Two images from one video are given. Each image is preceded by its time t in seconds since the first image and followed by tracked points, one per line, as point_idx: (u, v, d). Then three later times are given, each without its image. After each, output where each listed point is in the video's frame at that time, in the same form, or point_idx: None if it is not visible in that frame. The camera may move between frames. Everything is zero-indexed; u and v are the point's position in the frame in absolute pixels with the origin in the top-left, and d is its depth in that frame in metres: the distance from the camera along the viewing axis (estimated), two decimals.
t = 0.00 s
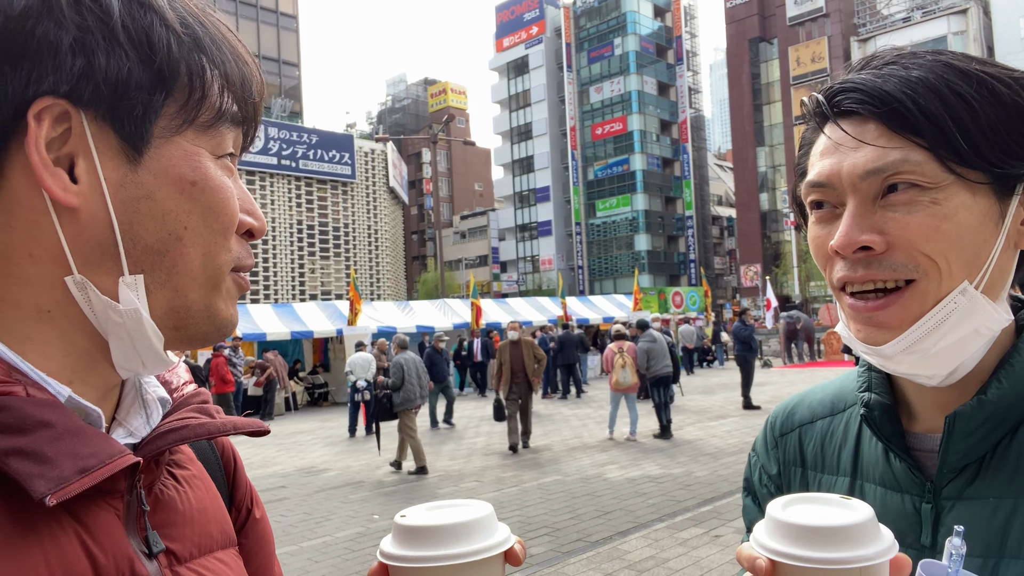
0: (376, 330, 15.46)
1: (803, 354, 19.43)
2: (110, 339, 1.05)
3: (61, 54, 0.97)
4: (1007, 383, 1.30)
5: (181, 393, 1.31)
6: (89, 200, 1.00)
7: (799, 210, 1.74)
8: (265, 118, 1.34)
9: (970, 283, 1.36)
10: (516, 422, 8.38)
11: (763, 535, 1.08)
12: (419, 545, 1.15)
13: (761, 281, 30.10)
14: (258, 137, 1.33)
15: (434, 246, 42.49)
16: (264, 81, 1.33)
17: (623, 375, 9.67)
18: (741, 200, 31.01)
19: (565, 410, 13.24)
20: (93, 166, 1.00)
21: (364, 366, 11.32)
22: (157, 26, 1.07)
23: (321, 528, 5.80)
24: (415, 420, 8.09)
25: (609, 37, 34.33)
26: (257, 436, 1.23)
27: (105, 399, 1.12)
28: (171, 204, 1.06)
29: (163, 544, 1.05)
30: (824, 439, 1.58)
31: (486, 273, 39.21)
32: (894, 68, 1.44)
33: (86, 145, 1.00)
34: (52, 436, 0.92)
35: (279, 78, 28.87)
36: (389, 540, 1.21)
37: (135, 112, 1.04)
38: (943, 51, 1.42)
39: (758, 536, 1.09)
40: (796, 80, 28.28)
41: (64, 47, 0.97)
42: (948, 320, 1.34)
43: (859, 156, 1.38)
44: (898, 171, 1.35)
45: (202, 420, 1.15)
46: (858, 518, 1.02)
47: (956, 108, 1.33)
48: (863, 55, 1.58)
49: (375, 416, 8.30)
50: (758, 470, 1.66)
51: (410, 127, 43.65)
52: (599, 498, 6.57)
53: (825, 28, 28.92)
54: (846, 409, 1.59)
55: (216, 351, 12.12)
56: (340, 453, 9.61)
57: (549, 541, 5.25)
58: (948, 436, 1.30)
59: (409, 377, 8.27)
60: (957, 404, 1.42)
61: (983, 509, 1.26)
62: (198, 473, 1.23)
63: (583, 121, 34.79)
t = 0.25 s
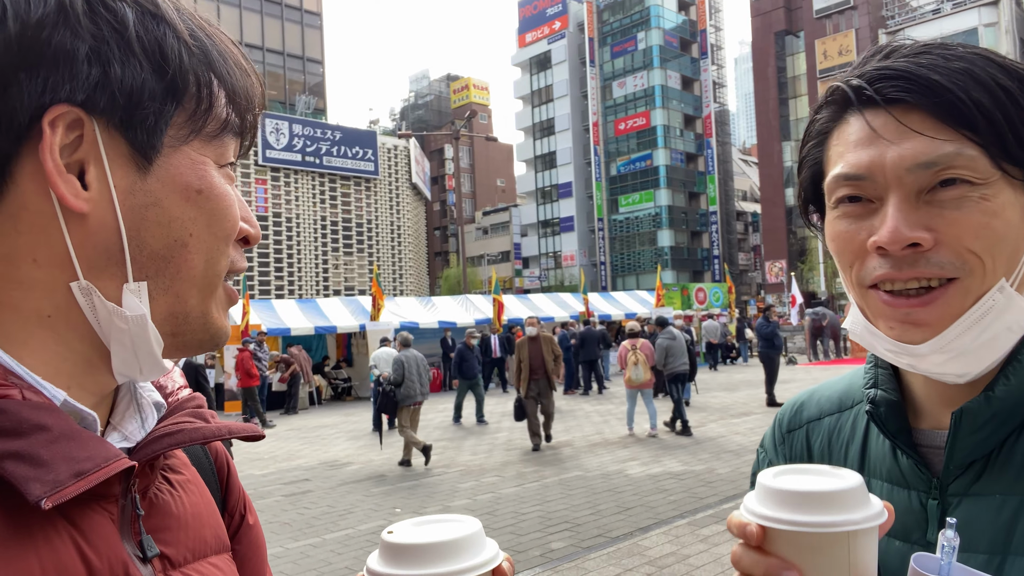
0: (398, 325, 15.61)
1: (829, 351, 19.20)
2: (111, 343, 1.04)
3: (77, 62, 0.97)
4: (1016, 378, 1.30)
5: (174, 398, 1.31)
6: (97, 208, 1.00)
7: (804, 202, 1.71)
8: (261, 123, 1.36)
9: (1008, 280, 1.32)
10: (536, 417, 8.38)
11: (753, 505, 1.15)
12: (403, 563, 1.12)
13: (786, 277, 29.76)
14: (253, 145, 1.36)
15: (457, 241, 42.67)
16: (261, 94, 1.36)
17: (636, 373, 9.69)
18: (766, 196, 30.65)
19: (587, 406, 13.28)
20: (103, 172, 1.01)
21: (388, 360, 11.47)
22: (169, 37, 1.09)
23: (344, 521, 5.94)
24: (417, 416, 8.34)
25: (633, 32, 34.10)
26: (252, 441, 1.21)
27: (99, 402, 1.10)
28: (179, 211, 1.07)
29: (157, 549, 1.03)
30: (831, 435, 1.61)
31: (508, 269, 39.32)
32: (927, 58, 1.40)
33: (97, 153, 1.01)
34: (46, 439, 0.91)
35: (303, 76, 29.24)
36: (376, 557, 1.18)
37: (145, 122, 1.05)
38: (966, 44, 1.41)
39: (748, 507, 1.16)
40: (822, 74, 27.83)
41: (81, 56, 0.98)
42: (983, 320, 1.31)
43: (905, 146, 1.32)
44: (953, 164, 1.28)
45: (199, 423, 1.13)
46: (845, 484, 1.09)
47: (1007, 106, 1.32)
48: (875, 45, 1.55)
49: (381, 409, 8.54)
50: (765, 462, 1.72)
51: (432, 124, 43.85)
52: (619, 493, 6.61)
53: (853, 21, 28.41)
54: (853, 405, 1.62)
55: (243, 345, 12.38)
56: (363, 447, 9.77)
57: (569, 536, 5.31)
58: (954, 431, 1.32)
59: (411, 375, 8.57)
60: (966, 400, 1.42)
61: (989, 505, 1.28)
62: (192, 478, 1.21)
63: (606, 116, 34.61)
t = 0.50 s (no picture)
0: (415, 322, 15.70)
1: (849, 350, 18.94)
2: (108, 350, 1.05)
3: (82, 70, 0.98)
4: None
5: (167, 397, 1.30)
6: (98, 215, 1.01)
7: (814, 194, 1.70)
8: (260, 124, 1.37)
9: None
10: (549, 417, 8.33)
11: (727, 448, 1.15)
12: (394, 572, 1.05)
13: (807, 275, 29.41)
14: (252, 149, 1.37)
15: (474, 239, 42.73)
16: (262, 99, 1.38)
17: (646, 369, 9.79)
18: (787, 192, 30.28)
19: (603, 404, 13.26)
20: (107, 178, 1.02)
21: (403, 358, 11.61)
22: (173, 46, 1.10)
23: (361, 516, 6.01)
24: (415, 411, 8.51)
25: (651, 28, 33.85)
26: (243, 444, 1.21)
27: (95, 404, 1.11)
28: (180, 219, 1.09)
29: (149, 554, 1.03)
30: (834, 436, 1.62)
31: (525, 267, 39.30)
32: (948, 51, 1.40)
33: (98, 161, 1.01)
34: (37, 444, 0.91)
35: (322, 74, 29.46)
36: (366, 566, 1.12)
37: (148, 129, 1.06)
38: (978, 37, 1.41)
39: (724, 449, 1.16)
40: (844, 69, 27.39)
41: (87, 63, 0.99)
42: (999, 319, 1.30)
43: (930, 141, 1.31)
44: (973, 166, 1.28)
45: (191, 427, 1.12)
46: (812, 422, 1.09)
47: None
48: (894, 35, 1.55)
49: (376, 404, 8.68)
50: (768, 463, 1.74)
51: (450, 121, 43.94)
52: (635, 491, 6.62)
53: (875, 15, 27.90)
54: (857, 405, 1.62)
55: (262, 342, 12.53)
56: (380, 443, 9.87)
57: (584, 534, 5.34)
58: (965, 432, 1.31)
59: (405, 371, 8.62)
60: (972, 401, 1.42)
61: (997, 506, 1.27)
62: (185, 482, 1.20)
63: (624, 113, 34.40)
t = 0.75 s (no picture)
0: (427, 321, 15.77)
1: (864, 349, 18.78)
2: (111, 349, 1.03)
3: (92, 71, 0.97)
4: None
5: (170, 398, 1.29)
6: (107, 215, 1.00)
7: (826, 203, 1.69)
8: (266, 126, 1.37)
9: None
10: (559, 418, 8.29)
11: (718, 505, 1.17)
12: (396, 569, 1.06)
13: (820, 274, 29.19)
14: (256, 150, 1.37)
15: (485, 238, 42.81)
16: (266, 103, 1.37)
17: (655, 368, 9.83)
18: (800, 191, 30.07)
19: (615, 403, 13.25)
20: (114, 180, 1.01)
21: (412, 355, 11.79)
22: (182, 49, 1.09)
23: (373, 514, 6.06)
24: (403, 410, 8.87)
25: (663, 26, 33.71)
26: (247, 441, 1.20)
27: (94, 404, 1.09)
28: (187, 220, 1.08)
29: (153, 553, 1.00)
30: (851, 437, 1.61)
31: (536, 266, 39.29)
32: (943, 64, 1.37)
33: (105, 162, 1.00)
34: (40, 443, 0.88)
35: (334, 74, 29.63)
36: (369, 563, 1.13)
37: (159, 128, 1.05)
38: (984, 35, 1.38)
39: (714, 506, 1.18)
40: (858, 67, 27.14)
41: (96, 64, 0.98)
42: (1015, 328, 1.29)
43: (927, 168, 1.30)
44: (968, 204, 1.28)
45: (195, 424, 1.11)
46: (807, 481, 1.12)
47: None
48: (897, 37, 1.52)
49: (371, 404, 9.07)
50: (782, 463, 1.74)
51: (461, 121, 44.01)
52: (647, 491, 6.62)
53: (890, 12, 27.60)
54: (874, 406, 1.62)
55: (275, 340, 12.63)
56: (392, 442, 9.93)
57: (596, 533, 5.35)
58: (983, 435, 1.31)
59: (393, 373, 8.97)
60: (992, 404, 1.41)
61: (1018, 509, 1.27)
62: (188, 479, 1.17)
63: (636, 112, 34.33)
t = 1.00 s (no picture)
0: (432, 322, 15.80)
1: (870, 351, 18.73)
2: (99, 349, 1.00)
3: (80, 57, 0.93)
4: None
5: (172, 392, 1.29)
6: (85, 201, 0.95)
7: (832, 213, 1.70)
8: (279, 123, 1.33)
9: None
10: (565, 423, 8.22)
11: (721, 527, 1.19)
12: (400, 566, 1.07)
13: (826, 275, 29.14)
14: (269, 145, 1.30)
15: (490, 239, 42.88)
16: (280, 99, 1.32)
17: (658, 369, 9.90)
18: (805, 192, 30.03)
19: (620, 404, 13.25)
20: (94, 174, 0.96)
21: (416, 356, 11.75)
22: (182, 40, 1.04)
23: (378, 514, 6.08)
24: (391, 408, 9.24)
25: (669, 27, 33.61)
26: (252, 435, 1.21)
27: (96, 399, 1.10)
28: (169, 215, 1.01)
29: (158, 546, 1.01)
30: (866, 433, 1.62)
31: (541, 267, 39.28)
32: (933, 73, 1.37)
33: (87, 151, 0.96)
34: (45, 436, 0.88)
35: (340, 75, 29.70)
36: (373, 558, 1.14)
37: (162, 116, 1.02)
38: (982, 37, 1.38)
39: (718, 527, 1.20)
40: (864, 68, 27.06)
41: (86, 54, 0.94)
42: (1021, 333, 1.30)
43: (923, 179, 1.31)
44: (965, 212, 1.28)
45: (199, 418, 1.12)
46: (811, 505, 1.14)
47: None
48: (893, 42, 1.51)
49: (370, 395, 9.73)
50: (800, 462, 1.75)
51: (466, 122, 44.02)
52: (652, 492, 6.62)
53: (897, 13, 27.50)
54: (889, 405, 1.62)
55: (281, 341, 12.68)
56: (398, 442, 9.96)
57: (601, 534, 5.35)
58: (988, 436, 1.33)
59: (382, 372, 9.43)
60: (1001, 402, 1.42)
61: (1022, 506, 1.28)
62: (193, 474, 1.19)
63: (641, 113, 34.33)
